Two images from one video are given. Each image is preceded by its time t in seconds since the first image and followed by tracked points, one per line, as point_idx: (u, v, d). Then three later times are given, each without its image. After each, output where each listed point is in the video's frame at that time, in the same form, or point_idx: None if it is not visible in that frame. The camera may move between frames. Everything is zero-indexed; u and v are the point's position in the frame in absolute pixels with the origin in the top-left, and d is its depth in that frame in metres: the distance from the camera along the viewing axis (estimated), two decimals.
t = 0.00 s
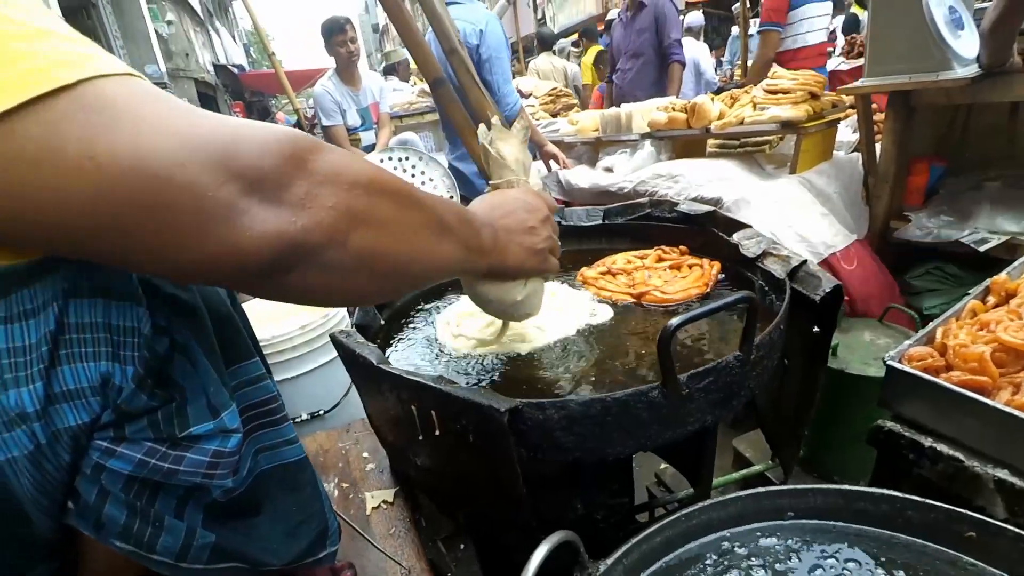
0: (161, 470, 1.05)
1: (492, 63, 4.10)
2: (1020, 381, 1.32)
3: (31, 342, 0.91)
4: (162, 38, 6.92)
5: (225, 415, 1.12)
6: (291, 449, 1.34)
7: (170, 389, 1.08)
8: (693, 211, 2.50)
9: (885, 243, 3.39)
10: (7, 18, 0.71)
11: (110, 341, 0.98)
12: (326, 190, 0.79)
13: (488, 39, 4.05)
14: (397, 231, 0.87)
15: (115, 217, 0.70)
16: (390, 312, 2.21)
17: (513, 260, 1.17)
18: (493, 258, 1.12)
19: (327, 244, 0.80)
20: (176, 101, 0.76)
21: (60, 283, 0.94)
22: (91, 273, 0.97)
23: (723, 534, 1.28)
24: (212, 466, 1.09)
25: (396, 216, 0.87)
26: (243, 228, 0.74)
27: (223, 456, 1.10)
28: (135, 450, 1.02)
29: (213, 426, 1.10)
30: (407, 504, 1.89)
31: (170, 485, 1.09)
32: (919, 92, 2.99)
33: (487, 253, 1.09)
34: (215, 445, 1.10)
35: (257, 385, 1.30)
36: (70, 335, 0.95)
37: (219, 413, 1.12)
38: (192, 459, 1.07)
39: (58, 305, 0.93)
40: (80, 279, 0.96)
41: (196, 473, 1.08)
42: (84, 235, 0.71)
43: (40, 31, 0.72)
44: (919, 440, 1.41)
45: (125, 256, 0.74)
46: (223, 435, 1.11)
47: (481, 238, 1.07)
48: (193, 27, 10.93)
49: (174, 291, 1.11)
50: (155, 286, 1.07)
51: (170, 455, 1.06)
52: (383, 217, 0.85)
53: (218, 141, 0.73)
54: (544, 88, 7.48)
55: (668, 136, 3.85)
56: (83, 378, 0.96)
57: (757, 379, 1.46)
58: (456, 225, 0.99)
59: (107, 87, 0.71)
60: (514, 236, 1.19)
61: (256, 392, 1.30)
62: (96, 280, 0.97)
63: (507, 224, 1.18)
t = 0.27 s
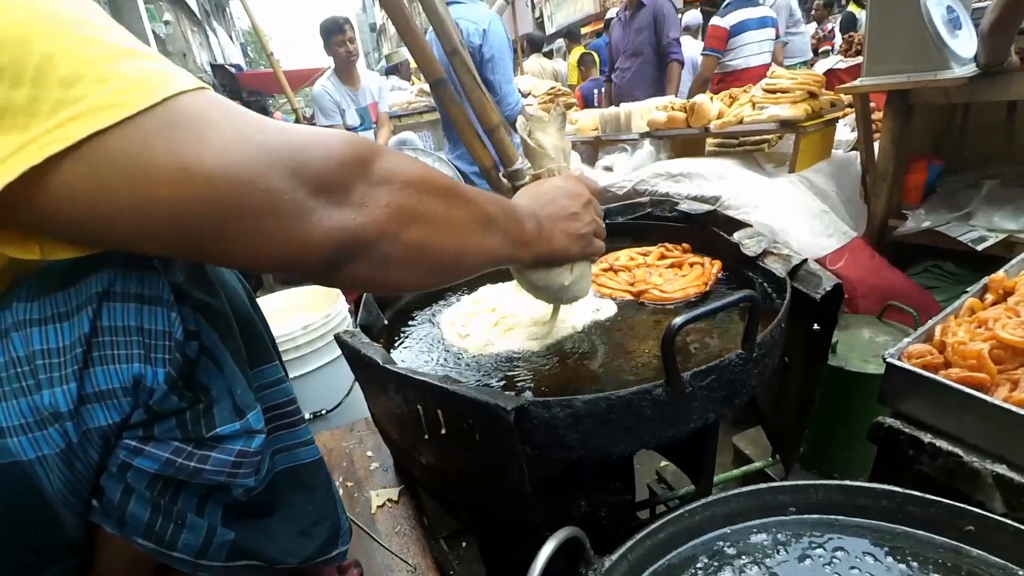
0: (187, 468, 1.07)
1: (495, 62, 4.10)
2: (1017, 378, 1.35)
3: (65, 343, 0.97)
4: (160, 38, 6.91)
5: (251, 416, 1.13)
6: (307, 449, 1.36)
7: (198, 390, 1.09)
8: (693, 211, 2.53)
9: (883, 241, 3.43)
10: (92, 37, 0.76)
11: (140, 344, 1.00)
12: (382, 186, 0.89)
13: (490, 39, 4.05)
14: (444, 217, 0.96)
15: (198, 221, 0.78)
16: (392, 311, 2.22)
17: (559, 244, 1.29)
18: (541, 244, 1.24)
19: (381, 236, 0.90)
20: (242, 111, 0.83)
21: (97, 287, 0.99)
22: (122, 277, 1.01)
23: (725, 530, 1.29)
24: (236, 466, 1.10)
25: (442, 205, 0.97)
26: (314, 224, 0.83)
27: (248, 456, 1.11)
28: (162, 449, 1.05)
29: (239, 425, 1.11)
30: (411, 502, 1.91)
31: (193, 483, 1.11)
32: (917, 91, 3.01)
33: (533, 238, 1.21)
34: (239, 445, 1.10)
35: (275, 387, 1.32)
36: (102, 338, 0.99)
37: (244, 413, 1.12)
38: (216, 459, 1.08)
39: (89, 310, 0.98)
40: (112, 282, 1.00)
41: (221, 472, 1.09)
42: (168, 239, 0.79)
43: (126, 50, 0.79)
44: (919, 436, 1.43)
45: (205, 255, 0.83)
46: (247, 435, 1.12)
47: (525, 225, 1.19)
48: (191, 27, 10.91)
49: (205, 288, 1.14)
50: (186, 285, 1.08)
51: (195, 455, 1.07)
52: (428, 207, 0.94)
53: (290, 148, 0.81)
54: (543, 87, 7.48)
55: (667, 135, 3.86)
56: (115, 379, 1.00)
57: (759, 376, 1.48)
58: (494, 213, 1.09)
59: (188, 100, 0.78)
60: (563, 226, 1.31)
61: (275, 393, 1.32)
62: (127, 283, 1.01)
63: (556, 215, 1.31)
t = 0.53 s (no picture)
0: (198, 463, 1.07)
1: (492, 58, 4.09)
2: (1014, 374, 1.39)
3: (83, 339, 1.01)
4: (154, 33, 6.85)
5: (261, 412, 1.13)
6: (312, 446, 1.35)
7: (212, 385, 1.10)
8: (692, 207, 2.51)
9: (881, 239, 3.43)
10: (136, 49, 0.78)
11: (156, 339, 1.03)
12: (405, 193, 0.96)
13: (488, 34, 4.02)
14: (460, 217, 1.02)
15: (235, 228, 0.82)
16: (391, 308, 2.22)
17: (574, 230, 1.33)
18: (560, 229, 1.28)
19: (401, 235, 0.96)
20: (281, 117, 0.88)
21: (116, 284, 1.03)
22: (140, 275, 1.04)
23: (726, 527, 1.30)
24: (246, 460, 1.11)
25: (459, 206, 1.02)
26: (344, 227, 0.89)
27: (258, 451, 1.11)
28: (174, 443, 1.06)
29: (249, 421, 1.11)
30: (411, 500, 1.91)
31: (202, 478, 1.11)
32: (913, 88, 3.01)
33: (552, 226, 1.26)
34: (249, 440, 1.11)
35: (282, 385, 1.31)
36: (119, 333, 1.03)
37: (255, 408, 1.13)
38: (227, 454, 1.09)
39: (109, 306, 1.02)
40: (130, 280, 1.03)
41: (231, 467, 1.10)
42: (205, 239, 0.83)
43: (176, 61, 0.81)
44: (917, 432, 1.46)
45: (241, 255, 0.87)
46: (258, 430, 1.12)
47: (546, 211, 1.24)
48: (184, 20, 10.81)
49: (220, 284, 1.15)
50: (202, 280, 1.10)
51: (206, 449, 1.08)
52: (446, 209, 1.00)
53: (324, 154, 0.86)
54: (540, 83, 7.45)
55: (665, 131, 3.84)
56: (131, 374, 1.02)
57: (759, 373, 1.48)
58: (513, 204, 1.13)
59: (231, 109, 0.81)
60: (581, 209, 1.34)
61: (283, 390, 1.32)
62: (145, 281, 1.04)
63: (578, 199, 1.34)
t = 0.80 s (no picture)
0: (204, 449, 1.10)
1: (493, 57, 4.08)
2: (1019, 378, 1.40)
3: (98, 327, 1.03)
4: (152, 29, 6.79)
5: (265, 400, 1.16)
6: (313, 439, 1.35)
7: (218, 374, 1.14)
8: (693, 207, 2.50)
9: (882, 237, 3.45)
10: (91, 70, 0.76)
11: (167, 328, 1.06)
12: (352, 196, 0.89)
13: (488, 33, 4.02)
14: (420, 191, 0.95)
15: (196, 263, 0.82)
16: (392, 308, 2.21)
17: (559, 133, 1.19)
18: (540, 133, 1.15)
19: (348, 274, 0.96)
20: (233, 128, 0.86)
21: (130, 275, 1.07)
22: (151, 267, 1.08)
23: (729, 531, 1.29)
24: (250, 447, 1.13)
25: (415, 176, 0.94)
26: (280, 277, 0.90)
27: (262, 437, 1.14)
28: (181, 430, 1.09)
29: (254, 409, 1.14)
30: (413, 501, 1.91)
31: (207, 466, 1.14)
32: (915, 88, 3.01)
33: (529, 137, 1.13)
34: (253, 427, 1.14)
35: (286, 379, 1.32)
36: (132, 322, 1.05)
37: (260, 397, 1.16)
38: (232, 440, 1.12)
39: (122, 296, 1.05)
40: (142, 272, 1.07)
41: (235, 454, 1.12)
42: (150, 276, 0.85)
43: (119, 83, 0.77)
44: (921, 436, 1.48)
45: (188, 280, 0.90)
46: (262, 418, 1.15)
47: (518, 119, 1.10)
48: (183, 16, 10.75)
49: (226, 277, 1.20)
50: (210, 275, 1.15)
51: (212, 436, 1.11)
52: (404, 190, 0.93)
53: (254, 174, 0.81)
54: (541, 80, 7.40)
55: (666, 130, 3.83)
56: (143, 361, 1.05)
57: (763, 375, 1.48)
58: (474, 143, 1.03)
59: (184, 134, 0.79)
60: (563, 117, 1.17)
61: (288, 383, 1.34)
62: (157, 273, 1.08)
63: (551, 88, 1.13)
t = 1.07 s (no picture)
0: (184, 432, 1.11)
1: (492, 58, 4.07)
2: (1020, 384, 1.41)
3: (76, 314, 1.05)
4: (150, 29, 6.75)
5: (245, 382, 1.15)
6: (298, 426, 1.35)
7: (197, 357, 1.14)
8: (693, 210, 2.51)
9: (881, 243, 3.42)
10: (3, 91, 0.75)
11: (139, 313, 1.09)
12: (280, 242, 0.94)
13: (488, 34, 4.02)
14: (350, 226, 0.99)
15: (119, 282, 0.84)
16: (391, 310, 2.20)
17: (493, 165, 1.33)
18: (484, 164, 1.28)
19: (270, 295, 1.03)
20: (157, 151, 0.87)
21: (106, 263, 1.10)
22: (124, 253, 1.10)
23: (728, 536, 1.30)
24: (231, 429, 1.13)
25: (347, 213, 0.98)
26: (202, 304, 0.96)
27: (243, 419, 1.14)
28: (161, 413, 1.10)
29: (234, 391, 1.14)
30: (412, 504, 1.90)
31: (190, 450, 1.16)
32: (914, 92, 3.01)
33: (468, 170, 1.24)
34: (234, 410, 1.13)
35: (265, 366, 1.30)
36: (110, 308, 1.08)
37: (239, 380, 1.15)
38: (213, 423, 1.12)
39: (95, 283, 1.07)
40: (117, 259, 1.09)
41: (216, 437, 1.13)
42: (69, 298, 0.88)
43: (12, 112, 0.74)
44: (921, 441, 1.48)
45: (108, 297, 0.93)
46: (242, 400, 1.14)
47: (459, 151, 1.20)
48: (180, 14, 10.69)
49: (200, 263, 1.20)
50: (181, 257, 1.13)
51: (192, 419, 1.11)
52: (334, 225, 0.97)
53: (177, 217, 0.84)
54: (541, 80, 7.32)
55: (666, 133, 3.82)
56: (121, 347, 1.09)
57: (764, 380, 1.48)
58: (416, 175, 1.09)
59: (97, 155, 0.79)
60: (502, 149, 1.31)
61: (269, 370, 1.31)
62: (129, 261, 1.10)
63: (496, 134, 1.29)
